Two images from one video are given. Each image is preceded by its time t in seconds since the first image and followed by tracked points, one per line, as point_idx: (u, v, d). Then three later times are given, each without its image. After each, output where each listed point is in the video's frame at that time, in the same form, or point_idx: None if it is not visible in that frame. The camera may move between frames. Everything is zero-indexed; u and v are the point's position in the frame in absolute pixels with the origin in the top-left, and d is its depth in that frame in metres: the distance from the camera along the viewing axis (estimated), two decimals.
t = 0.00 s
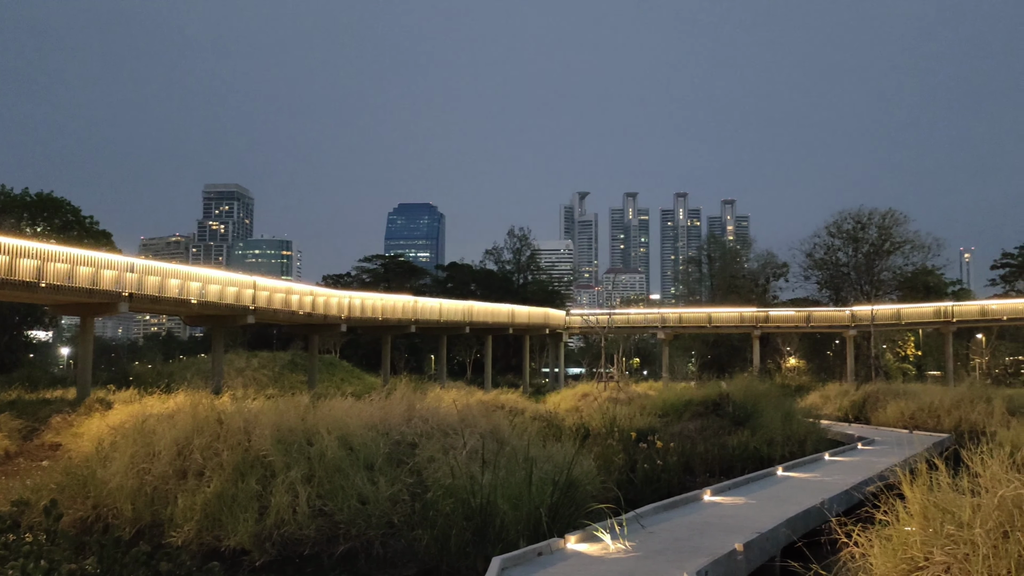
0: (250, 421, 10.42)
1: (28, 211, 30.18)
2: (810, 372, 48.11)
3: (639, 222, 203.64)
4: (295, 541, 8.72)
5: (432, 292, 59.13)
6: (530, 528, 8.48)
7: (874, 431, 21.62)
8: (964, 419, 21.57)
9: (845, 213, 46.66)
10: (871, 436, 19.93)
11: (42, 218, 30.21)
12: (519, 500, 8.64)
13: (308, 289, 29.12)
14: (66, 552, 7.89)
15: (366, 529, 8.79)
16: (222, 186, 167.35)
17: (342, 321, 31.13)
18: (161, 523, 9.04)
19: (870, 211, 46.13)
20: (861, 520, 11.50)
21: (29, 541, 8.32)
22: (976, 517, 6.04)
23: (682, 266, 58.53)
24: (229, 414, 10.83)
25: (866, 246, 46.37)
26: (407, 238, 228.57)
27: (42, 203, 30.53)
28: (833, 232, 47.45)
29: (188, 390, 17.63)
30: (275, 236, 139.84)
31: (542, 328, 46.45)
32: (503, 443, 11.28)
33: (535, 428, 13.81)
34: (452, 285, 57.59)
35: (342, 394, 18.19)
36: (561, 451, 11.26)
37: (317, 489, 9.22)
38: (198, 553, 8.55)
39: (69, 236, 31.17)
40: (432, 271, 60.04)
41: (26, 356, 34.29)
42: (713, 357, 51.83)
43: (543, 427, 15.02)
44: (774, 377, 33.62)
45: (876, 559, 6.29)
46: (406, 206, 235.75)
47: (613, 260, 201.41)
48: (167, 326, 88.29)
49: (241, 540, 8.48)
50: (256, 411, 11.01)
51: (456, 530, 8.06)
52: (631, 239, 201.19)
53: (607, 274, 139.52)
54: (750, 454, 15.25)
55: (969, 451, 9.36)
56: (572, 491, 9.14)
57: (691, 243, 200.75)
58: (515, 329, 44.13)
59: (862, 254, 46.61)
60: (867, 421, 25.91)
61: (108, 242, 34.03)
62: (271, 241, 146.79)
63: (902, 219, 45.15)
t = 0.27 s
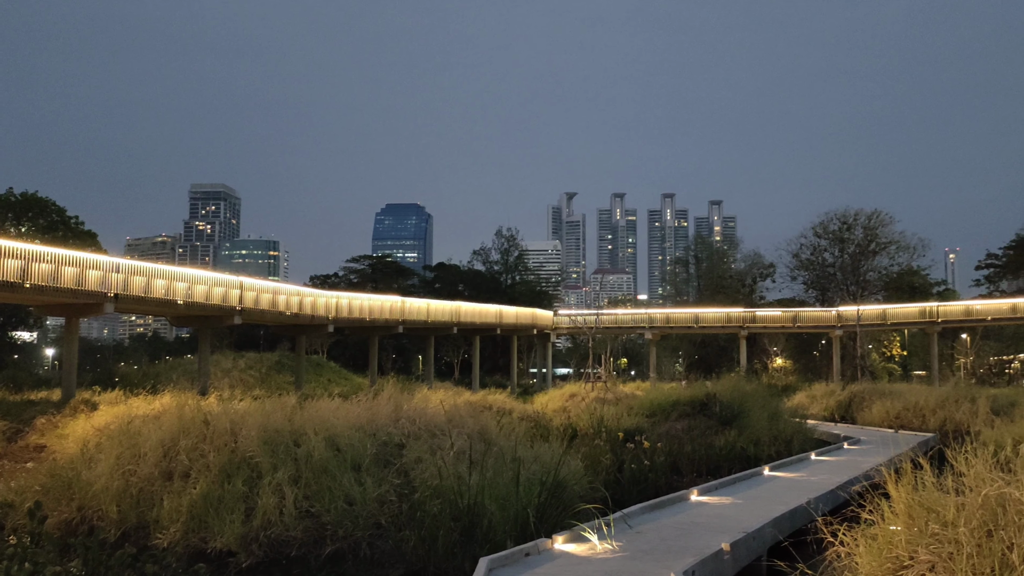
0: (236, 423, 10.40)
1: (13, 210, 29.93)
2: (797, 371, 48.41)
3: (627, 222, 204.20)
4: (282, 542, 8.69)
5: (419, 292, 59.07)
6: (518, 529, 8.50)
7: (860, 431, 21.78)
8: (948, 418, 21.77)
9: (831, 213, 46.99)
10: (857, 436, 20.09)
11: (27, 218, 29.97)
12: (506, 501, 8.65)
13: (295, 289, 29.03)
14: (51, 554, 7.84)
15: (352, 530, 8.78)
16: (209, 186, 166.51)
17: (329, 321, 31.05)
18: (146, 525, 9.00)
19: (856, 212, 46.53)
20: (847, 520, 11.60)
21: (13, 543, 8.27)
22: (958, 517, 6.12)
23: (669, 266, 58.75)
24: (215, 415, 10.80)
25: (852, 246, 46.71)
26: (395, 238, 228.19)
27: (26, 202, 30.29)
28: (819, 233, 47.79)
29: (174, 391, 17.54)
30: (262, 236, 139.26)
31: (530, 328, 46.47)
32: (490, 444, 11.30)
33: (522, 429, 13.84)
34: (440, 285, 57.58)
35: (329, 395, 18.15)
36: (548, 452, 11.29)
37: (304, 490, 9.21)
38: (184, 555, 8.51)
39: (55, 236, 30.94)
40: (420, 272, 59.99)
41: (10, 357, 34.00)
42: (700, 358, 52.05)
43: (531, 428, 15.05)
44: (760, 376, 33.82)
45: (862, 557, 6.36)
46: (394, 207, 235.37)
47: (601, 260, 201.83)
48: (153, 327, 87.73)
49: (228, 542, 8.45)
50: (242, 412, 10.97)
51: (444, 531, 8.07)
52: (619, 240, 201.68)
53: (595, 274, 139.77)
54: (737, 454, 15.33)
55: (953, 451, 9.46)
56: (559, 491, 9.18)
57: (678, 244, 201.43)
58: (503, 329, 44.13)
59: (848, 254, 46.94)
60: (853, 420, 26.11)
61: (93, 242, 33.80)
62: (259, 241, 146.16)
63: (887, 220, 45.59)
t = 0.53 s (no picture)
0: (224, 424, 10.38)
1: None
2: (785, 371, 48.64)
3: (616, 223, 204.61)
4: (271, 543, 8.69)
5: (409, 293, 59.00)
6: (506, 529, 8.52)
7: (847, 431, 21.91)
8: (935, 418, 21.95)
9: (819, 214, 47.28)
10: (845, 436, 20.23)
11: (14, 218, 29.77)
12: (495, 501, 8.68)
13: (284, 289, 28.96)
14: (37, 556, 7.82)
15: (341, 531, 8.78)
16: (197, 187, 165.75)
17: (318, 322, 30.98)
18: (134, 527, 8.97)
19: (843, 212, 46.85)
20: (834, 519, 11.68)
21: None
22: (944, 516, 6.19)
23: (658, 267, 58.92)
24: (204, 416, 10.78)
25: (840, 247, 47.00)
26: (384, 239, 227.74)
27: (13, 202, 30.08)
28: (807, 233, 48.06)
29: (161, 392, 17.47)
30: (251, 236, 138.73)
31: (519, 329, 46.50)
32: (479, 444, 11.32)
33: (512, 429, 13.86)
34: (429, 286, 57.54)
35: (319, 396, 18.16)
36: (537, 452, 11.32)
37: (292, 491, 9.21)
38: (172, 557, 8.50)
39: (42, 236, 30.74)
40: (409, 272, 59.93)
41: None
42: (689, 358, 52.22)
43: (520, 428, 15.08)
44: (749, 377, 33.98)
45: (848, 556, 6.43)
46: (383, 207, 234.96)
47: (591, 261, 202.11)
48: (141, 328, 87.21)
49: (216, 543, 8.43)
50: (230, 413, 10.95)
51: (433, 532, 8.09)
52: (608, 240, 202.06)
53: (585, 275, 140.05)
54: (725, 454, 15.41)
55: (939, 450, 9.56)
56: (548, 491, 9.21)
57: (667, 244, 201.97)
58: (493, 329, 44.12)
59: (836, 255, 47.22)
60: (841, 420, 26.26)
61: (80, 242, 33.60)
62: (247, 241, 145.57)
63: (874, 220, 45.93)
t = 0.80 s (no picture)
0: (214, 424, 10.37)
1: None
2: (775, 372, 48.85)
3: (607, 224, 204.99)
4: (260, 544, 8.68)
5: (399, 293, 58.93)
6: (496, 529, 8.54)
7: (837, 431, 22.02)
8: (923, 419, 22.09)
9: (809, 215, 47.49)
10: (833, 436, 20.35)
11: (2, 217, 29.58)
12: (485, 501, 8.70)
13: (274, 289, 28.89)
14: (25, 558, 7.79)
15: (331, 531, 8.79)
16: (187, 186, 164.96)
17: (308, 322, 30.91)
18: (122, 527, 8.95)
19: (833, 214, 47.10)
20: (823, 519, 11.76)
21: None
22: (932, 516, 6.26)
23: (649, 267, 59.05)
24: (193, 417, 10.76)
25: (829, 248, 47.23)
26: (375, 239, 227.34)
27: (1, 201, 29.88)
28: (797, 234, 48.28)
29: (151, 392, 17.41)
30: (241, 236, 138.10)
31: (510, 329, 46.51)
32: (469, 445, 11.34)
33: (502, 430, 13.89)
34: (419, 286, 57.49)
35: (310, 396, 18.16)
36: (528, 453, 11.35)
37: (282, 492, 9.21)
38: (160, 557, 8.48)
39: (30, 236, 30.54)
40: (400, 273, 59.85)
41: None
42: (679, 359, 52.36)
43: (511, 428, 15.10)
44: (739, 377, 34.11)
45: (837, 555, 6.48)
46: (374, 207, 234.50)
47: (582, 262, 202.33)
48: (130, 328, 86.76)
49: (205, 544, 8.42)
50: (219, 414, 10.93)
51: (423, 532, 8.10)
52: (599, 241, 202.31)
53: (575, 276, 140.28)
54: (715, 454, 15.47)
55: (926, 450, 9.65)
56: (538, 492, 9.24)
57: (658, 245, 202.40)
58: (483, 330, 44.10)
59: (825, 256, 47.45)
60: (830, 420, 26.40)
61: (69, 241, 33.42)
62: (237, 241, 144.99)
63: (864, 222, 46.21)
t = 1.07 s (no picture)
0: (205, 424, 10.36)
1: None
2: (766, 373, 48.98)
3: (599, 225, 205.20)
4: (251, 544, 8.67)
5: (392, 293, 58.85)
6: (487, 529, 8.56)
7: (827, 432, 22.11)
8: (914, 420, 22.20)
9: (801, 216, 47.68)
10: (824, 436, 20.46)
11: None
12: (477, 501, 8.71)
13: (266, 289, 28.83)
14: (14, 558, 7.77)
15: (322, 531, 8.78)
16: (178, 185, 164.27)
17: (300, 322, 30.84)
18: (112, 528, 8.93)
19: (824, 215, 47.32)
20: (814, 519, 11.83)
21: None
22: (921, 516, 6.31)
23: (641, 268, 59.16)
24: (184, 416, 10.75)
25: (821, 249, 47.43)
26: (367, 239, 226.91)
27: None
28: (789, 236, 48.46)
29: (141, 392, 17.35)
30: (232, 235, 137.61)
31: (502, 329, 46.53)
32: (461, 445, 11.36)
33: (494, 430, 13.91)
34: (412, 286, 57.44)
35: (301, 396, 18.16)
36: (519, 453, 11.38)
37: (273, 492, 9.20)
38: (150, 557, 8.47)
39: (21, 235, 30.38)
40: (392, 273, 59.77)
41: None
42: (671, 359, 52.45)
43: (503, 429, 15.12)
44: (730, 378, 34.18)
45: (827, 555, 6.52)
46: (366, 207, 234.11)
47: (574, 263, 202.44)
48: (120, 328, 86.26)
49: (195, 544, 8.41)
50: (210, 414, 10.92)
51: (414, 532, 8.12)
52: (591, 242, 202.45)
53: (567, 277, 140.29)
54: (707, 454, 15.53)
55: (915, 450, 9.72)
56: (529, 492, 9.26)
57: (650, 246, 202.67)
58: (476, 330, 44.10)
59: (817, 257, 47.65)
60: (821, 421, 26.49)
61: (59, 240, 33.25)
62: (229, 241, 144.47)
63: (855, 223, 46.44)
